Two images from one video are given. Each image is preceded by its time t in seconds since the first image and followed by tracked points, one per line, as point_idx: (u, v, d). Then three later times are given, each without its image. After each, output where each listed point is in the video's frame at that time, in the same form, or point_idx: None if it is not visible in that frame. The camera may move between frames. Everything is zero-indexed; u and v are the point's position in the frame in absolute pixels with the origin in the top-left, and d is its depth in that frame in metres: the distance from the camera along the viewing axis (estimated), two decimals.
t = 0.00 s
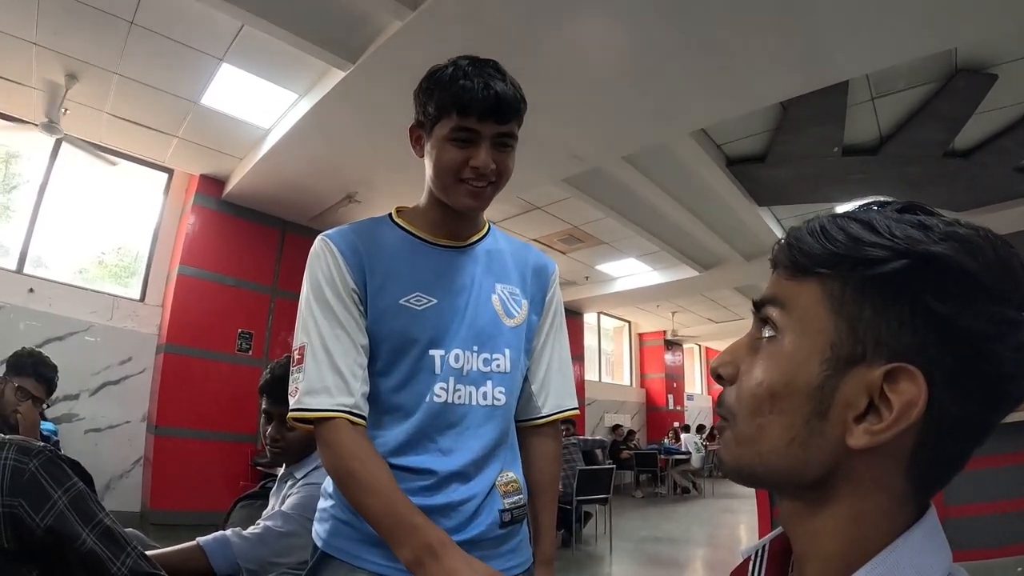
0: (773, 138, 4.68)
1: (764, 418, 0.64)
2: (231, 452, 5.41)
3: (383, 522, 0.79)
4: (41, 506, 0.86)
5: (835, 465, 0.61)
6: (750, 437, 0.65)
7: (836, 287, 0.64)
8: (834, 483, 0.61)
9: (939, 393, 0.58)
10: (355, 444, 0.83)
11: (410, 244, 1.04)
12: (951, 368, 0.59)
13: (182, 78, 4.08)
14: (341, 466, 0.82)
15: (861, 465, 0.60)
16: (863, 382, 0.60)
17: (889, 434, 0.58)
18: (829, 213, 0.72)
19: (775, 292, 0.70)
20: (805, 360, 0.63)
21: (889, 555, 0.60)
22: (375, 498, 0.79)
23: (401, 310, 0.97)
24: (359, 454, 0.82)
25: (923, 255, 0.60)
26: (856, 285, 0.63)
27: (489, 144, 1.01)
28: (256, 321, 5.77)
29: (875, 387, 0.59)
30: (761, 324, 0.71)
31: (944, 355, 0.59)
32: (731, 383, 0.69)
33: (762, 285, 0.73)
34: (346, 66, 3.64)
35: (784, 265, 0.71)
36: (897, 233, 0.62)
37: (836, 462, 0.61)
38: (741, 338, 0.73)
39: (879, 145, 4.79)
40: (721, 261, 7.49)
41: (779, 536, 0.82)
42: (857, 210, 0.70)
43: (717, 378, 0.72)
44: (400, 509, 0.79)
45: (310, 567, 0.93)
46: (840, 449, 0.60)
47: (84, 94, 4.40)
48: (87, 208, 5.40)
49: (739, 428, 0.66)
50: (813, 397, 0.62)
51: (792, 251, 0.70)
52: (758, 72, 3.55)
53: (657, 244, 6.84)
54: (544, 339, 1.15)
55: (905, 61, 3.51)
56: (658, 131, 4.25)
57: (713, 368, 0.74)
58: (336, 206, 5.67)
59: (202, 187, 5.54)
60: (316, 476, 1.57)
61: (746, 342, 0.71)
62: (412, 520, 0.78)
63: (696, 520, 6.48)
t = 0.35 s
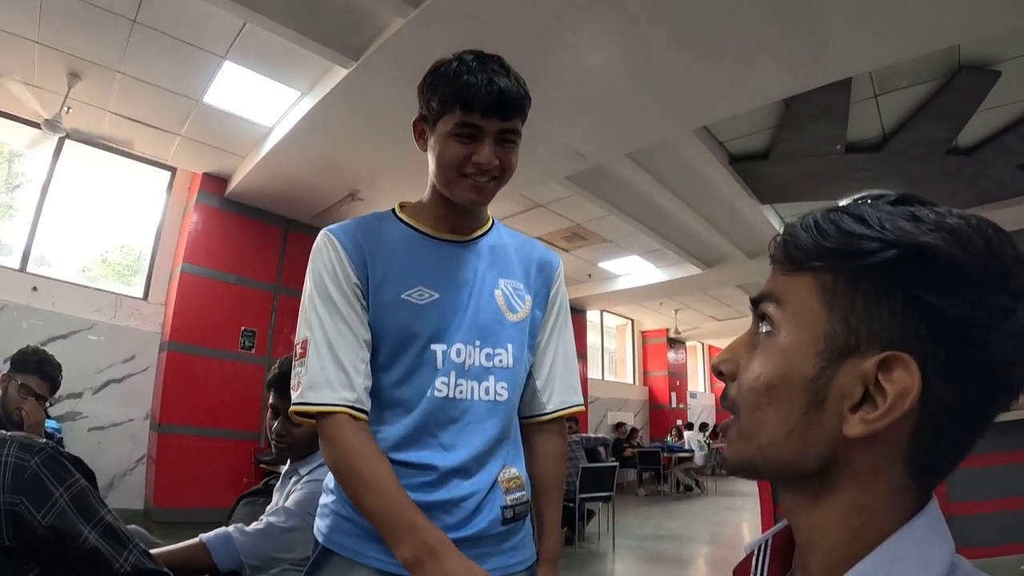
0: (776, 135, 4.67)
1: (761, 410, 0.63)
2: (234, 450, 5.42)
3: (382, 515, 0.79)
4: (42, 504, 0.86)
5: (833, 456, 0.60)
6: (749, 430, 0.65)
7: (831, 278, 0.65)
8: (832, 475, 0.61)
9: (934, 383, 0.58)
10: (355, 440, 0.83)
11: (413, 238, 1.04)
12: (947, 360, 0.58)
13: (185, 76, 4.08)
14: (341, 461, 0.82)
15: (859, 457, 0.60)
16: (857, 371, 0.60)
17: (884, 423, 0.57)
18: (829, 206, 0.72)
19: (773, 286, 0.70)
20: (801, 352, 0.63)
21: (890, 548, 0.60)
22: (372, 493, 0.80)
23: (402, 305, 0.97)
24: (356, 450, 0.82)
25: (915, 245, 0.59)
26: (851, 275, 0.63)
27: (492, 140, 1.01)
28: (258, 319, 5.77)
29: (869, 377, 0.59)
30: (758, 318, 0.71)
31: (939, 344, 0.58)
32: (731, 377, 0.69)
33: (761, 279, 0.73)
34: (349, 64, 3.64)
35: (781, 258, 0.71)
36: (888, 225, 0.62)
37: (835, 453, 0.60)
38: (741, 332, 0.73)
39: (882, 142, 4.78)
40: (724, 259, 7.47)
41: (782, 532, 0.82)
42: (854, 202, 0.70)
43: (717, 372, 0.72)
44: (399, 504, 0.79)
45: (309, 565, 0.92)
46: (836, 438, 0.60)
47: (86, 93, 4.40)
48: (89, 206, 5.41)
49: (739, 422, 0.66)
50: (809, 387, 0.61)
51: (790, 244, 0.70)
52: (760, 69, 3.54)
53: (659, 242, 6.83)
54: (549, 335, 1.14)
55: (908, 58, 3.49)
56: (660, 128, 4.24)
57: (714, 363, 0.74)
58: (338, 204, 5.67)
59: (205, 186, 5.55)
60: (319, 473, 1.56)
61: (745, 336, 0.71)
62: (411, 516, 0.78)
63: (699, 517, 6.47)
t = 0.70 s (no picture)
0: (778, 133, 4.66)
1: (757, 398, 0.64)
2: (236, 448, 5.44)
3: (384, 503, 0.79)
4: (46, 496, 0.87)
5: (830, 443, 0.61)
6: (747, 416, 0.65)
7: (825, 265, 0.65)
8: (828, 464, 0.61)
9: (928, 372, 0.58)
10: (355, 431, 0.84)
11: (415, 231, 1.05)
12: (942, 349, 0.58)
13: (188, 75, 4.09)
14: (343, 451, 0.83)
15: (853, 444, 0.60)
16: (853, 358, 0.60)
17: (878, 411, 0.58)
18: (826, 193, 0.72)
19: (768, 275, 0.70)
20: (795, 339, 0.63)
21: (887, 531, 0.60)
22: (372, 482, 0.80)
23: (404, 297, 0.97)
24: (357, 440, 0.83)
25: (910, 234, 0.60)
26: (845, 265, 0.63)
27: (494, 134, 1.01)
28: (261, 317, 5.79)
29: (864, 363, 0.59)
30: (753, 305, 0.71)
31: (931, 334, 0.58)
32: (728, 363, 0.69)
33: (757, 267, 0.73)
34: (351, 62, 3.64)
35: (778, 246, 0.71)
36: (884, 212, 0.62)
37: (830, 441, 0.61)
38: (735, 319, 0.74)
39: (884, 139, 4.77)
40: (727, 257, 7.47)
41: (780, 520, 0.82)
42: (852, 187, 0.70)
43: (712, 359, 0.73)
44: (400, 494, 0.79)
45: (310, 559, 0.92)
46: (831, 425, 0.60)
47: (89, 92, 4.41)
48: (92, 205, 5.42)
49: (737, 408, 0.66)
50: (803, 375, 0.62)
51: (785, 232, 0.71)
52: (761, 67, 3.53)
53: (662, 239, 6.83)
54: (550, 328, 1.15)
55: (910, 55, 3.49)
56: (662, 125, 4.24)
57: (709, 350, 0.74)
58: (341, 202, 5.68)
59: (208, 184, 5.56)
60: (322, 467, 1.57)
61: (740, 323, 0.71)
62: (411, 507, 0.79)
63: (701, 515, 6.48)
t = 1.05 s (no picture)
0: (780, 130, 4.65)
1: (759, 397, 0.63)
2: (237, 446, 5.44)
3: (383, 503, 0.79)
4: (44, 496, 0.87)
5: (832, 442, 0.60)
6: (750, 415, 0.64)
7: (826, 263, 0.64)
8: (831, 464, 0.61)
9: (933, 368, 0.57)
10: (353, 431, 0.83)
11: (415, 228, 1.04)
12: (945, 346, 0.58)
13: (189, 72, 4.08)
14: (341, 451, 0.83)
15: (856, 443, 0.59)
16: (855, 357, 0.59)
17: (881, 409, 0.57)
18: (827, 188, 0.72)
19: (767, 273, 0.70)
20: (797, 337, 0.63)
21: (888, 533, 0.60)
22: (369, 483, 0.80)
23: (404, 295, 0.97)
24: (355, 441, 0.83)
25: (912, 230, 0.59)
26: (848, 262, 0.63)
27: (493, 131, 1.01)
28: (262, 315, 5.79)
29: (867, 362, 0.58)
30: (751, 304, 0.71)
31: (934, 331, 0.58)
32: (726, 364, 0.69)
33: (755, 265, 0.72)
34: (351, 59, 3.64)
35: (778, 243, 0.71)
36: (885, 207, 0.62)
37: (833, 439, 0.60)
38: (734, 319, 0.73)
39: (886, 137, 4.76)
40: (728, 254, 7.46)
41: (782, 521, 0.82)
42: (853, 184, 0.70)
43: (710, 359, 0.72)
44: (398, 495, 0.79)
45: (310, 560, 0.91)
46: (834, 426, 0.59)
47: (89, 90, 4.41)
48: (92, 203, 5.42)
49: (740, 407, 0.66)
50: (805, 374, 0.61)
51: (785, 228, 0.70)
52: (762, 64, 3.52)
53: (663, 237, 6.82)
54: (552, 325, 1.14)
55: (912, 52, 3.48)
56: (662, 123, 4.23)
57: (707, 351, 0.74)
58: (342, 200, 5.67)
59: (209, 182, 5.56)
60: (322, 466, 1.57)
61: (740, 321, 0.70)
62: (408, 508, 0.78)
63: (702, 513, 6.47)
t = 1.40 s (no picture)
0: (781, 128, 4.64)
1: (767, 384, 0.62)
2: (238, 444, 5.44)
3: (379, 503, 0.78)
4: (39, 497, 0.86)
5: (838, 434, 0.59)
6: (756, 407, 0.64)
7: (837, 253, 0.64)
8: (837, 455, 0.60)
9: (941, 360, 0.57)
10: (349, 431, 0.83)
11: (414, 225, 1.04)
12: (954, 338, 0.57)
13: (189, 70, 4.08)
14: (336, 450, 0.83)
15: (864, 435, 0.59)
16: (864, 346, 0.59)
17: (890, 397, 0.56)
18: (838, 184, 0.72)
19: (779, 265, 0.69)
20: (807, 325, 0.62)
21: (892, 532, 0.59)
22: (363, 484, 0.80)
23: (401, 292, 0.96)
24: (352, 440, 0.82)
25: (926, 219, 0.59)
26: (859, 250, 0.63)
27: (490, 121, 1.00)
28: (262, 313, 5.79)
29: (876, 350, 0.58)
30: (763, 295, 0.70)
31: (946, 319, 0.57)
32: (735, 355, 0.68)
33: (768, 258, 0.72)
34: (351, 57, 3.63)
35: (791, 236, 0.71)
36: (900, 199, 0.62)
37: (841, 430, 0.59)
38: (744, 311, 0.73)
39: (887, 134, 4.75)
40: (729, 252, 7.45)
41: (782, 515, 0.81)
42: (863, 182, 0.69)
43: (720, 351, 0.71)
44: (392, 496, 0.79)
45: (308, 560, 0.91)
46: (842, 414, 0.59)
47: (89, 88, 4.40)
48: (92, 201, 5.42)
49: (746, 400, 0.65)
50: (815, 363, 0.60)
51: (798, 219, 0.70)
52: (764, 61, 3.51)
53: (664, 235, 6.81)
54: (553, 322, 1.14)
55: (913, 49, 3.47)
56: (664, 120, 4.22)
57: (716, 343, 0.73)
58: (342, 198, 5.66)
59: (209, 180, 5.55)
60: (321, 465, 1.56)
61: (749, 314, 0.70)
62: (403, 510, 0.78)
63: (703, 511, 6.48)
